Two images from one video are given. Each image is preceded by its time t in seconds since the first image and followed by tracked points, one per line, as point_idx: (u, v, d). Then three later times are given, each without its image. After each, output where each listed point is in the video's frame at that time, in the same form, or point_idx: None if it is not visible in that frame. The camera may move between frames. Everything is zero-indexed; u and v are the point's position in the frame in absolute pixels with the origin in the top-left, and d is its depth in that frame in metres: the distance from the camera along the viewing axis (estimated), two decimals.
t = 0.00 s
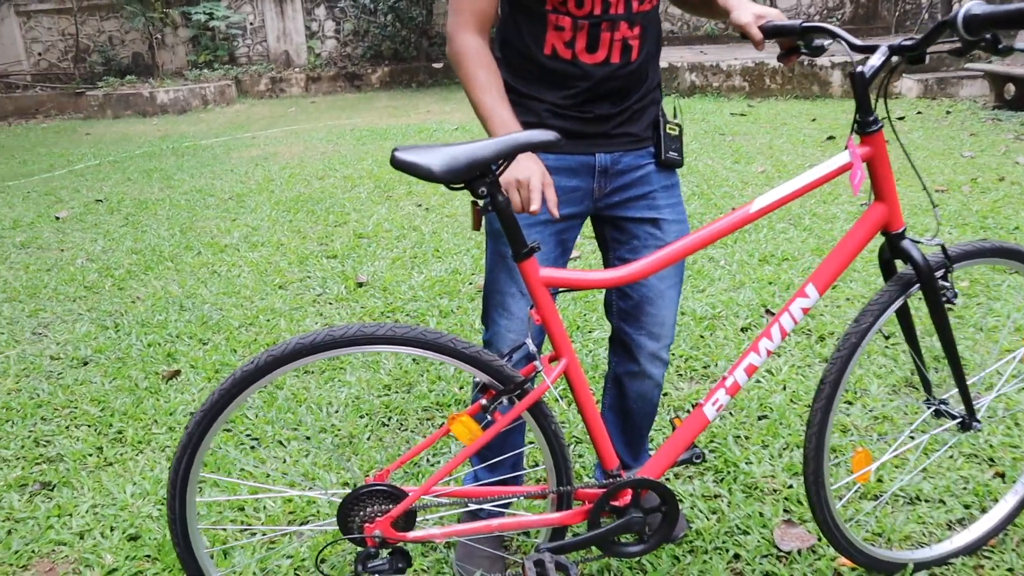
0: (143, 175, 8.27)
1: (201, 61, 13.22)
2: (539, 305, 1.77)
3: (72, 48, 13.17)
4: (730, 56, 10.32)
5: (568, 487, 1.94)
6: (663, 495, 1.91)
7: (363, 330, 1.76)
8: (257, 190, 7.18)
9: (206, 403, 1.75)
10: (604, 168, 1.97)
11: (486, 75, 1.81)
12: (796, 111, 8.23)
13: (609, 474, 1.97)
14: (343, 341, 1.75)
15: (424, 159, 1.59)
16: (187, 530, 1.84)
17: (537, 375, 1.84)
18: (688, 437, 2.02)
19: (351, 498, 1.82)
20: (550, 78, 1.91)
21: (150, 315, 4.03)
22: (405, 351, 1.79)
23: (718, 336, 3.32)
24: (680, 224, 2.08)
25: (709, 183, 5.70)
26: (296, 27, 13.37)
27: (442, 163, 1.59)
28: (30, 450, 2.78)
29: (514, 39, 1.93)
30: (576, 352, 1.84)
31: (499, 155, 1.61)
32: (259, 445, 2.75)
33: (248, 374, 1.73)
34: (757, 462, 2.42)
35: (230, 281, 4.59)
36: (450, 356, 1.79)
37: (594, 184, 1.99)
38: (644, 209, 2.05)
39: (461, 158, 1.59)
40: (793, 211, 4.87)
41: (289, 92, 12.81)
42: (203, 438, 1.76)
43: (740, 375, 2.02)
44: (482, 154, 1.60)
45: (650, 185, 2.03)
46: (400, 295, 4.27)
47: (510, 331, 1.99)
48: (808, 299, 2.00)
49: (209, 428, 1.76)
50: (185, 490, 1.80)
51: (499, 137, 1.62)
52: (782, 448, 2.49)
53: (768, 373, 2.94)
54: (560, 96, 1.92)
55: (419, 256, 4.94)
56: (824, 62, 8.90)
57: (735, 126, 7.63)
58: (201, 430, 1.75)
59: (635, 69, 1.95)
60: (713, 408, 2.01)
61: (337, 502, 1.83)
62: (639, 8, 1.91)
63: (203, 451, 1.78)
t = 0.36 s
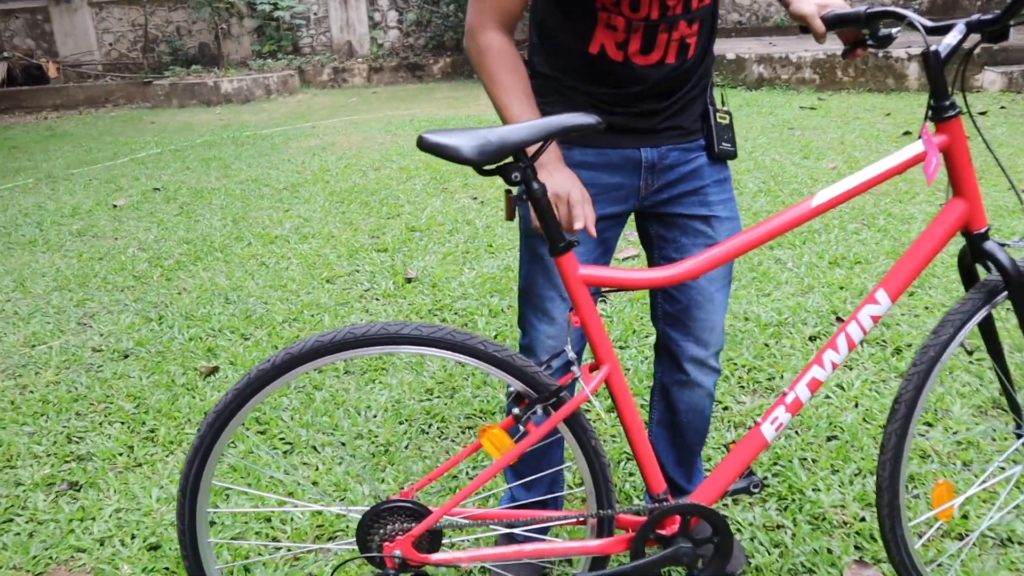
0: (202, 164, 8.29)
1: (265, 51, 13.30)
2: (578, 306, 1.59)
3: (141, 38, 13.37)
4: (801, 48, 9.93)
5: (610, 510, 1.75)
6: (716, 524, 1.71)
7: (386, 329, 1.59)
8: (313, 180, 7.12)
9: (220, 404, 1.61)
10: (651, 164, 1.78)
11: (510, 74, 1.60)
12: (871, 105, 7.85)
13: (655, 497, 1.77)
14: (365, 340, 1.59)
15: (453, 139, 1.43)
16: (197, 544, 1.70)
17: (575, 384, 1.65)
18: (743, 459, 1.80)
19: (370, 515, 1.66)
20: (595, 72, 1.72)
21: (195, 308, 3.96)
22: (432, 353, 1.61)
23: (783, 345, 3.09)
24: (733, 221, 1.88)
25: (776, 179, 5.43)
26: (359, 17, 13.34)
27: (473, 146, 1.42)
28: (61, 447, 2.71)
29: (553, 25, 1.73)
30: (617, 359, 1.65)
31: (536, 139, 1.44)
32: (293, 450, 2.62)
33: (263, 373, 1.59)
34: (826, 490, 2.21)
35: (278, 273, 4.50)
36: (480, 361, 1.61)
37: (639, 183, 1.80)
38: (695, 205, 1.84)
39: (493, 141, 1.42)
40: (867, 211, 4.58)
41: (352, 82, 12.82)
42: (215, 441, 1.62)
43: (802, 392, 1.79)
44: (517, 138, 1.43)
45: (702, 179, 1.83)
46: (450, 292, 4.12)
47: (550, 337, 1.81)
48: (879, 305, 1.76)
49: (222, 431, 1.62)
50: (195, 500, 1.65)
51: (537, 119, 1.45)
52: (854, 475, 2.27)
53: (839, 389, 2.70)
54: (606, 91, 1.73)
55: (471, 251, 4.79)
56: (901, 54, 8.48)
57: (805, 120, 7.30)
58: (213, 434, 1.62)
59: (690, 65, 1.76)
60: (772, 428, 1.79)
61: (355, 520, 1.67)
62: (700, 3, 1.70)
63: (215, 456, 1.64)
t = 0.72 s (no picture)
0: (276, 148, 8.32)
1: (348, 38, 13.36)
2: (620, 322, 1.38)
3: (230, 22, 13.58)
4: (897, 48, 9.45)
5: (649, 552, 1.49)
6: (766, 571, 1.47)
7: (413, 333, 1.39)
8: (383, 168, 7.05)
9: (230, 410, 1.42)
10: (680, 171, 1.58)
11: (531, 64, 1.43)
12: (970, 110, 7.40)
13: (700, 540, 1.52)
14: (391, 344, 1.39)
15: (489, 129, 1.27)
16: (202, 563, 1.50)
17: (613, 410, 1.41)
18: (803, 504, 1.54)
19: (386, 538, 1.48)
20: (617, 74, 1.53)
21: (250, 295, 3.90)
22: (461, 364, 1.39)
23: (862, 368, 2.84)
24: (774, 237, 1.67)
25: (863, 186, 5.11)
26: (442, 5, 13.29)
27: (509, 139, 1.26)
28: (98, 435, 2.65)
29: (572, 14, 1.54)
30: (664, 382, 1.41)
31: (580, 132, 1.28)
32: (329, 453, 2.51)
33: (278, 377, 1.40)
34: (902, 539, 1.98)
35: (337, 263, 4.42)
36: (511, 376, 1.39)
37: (667, 189, 1.60)
38: (731, 217, 1.64)
39: (532, 133, 1.26)
40: (961, 224, 4.25)
41: (432, 71, 12.75)
42: (223, 452, 1.43)
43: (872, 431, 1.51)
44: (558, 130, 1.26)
45: (739, 188, 1.62)
46: (509, 290, 3.97)
47: (573, 356, 1.59)
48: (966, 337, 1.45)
49: (230, 440, 1.43)
50: (200, 517, 1.46)
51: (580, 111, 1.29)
52: (936, 524, 2.03)
53: (923, 422, 2.46)
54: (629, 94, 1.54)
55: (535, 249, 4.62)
56: (1006, 57, 7.96)
57: (897, 124, 6.91)
58: (221, 444, 1.42)
59: (726, 69, 1.56)
60: (835, 470, 1.52)
61: (368, 543, 1.49)
62: (744, 6, 1.49)
63: (222, 468, 1.45)
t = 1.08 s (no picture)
0: (351, 128, 8.31)
1: (429, 19, 13.30)
2: (681, 327, 1.20)
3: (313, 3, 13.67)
4: (1002, 35, 8.88)
5: None
6: None
7: (448, 332, 1.23)
8: (455, 150, 6.94)
9: (248, 407, 1.31)
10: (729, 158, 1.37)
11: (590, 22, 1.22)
12: None
13: None
14: (423, 344, 1.23)
15: (539, 107, 1.13)
16: (218, 566, 1.39)
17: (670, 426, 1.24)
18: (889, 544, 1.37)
19: (413, 555, 1.37)
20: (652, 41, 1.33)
21: (310, 277, 3.83)
22: (501, 369, 1.22)
23: (953, 378, 2.60)
24: (841, 238, 1.44)
25: (960, 179, 4.77)
26: None
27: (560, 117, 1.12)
28: (146, 416, 2.60)
29: None
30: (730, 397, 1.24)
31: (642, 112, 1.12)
32: (375, 446, 2.40)
33: (300, 374, 1.27)
34: None
35: (400, 246, 4.32)
36: (558, 385, 1.22)
37: (713, 179, 1.37)
38: (789, 216, 1.42)
39: (587, 111, 1.11)
40: None
41: (512, 54, 12.60)
42: (240, 452, 1.32)
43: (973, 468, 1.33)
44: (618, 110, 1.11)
45: (798, 183, 1.40)
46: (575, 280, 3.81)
47: (614, 363, 1.43)
48: None
49: (249, 441, 1.31)
50: (216, 520, 1.36)
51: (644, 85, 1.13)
52: None
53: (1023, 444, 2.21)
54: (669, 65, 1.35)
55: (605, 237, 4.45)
56: None
57: (1000, 115, 6.47)
58: (239, 444, 1.31)
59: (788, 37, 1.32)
60: (927, 509, 1.35)
61: (395, 558, 1.39)
62: None
63: (240, 470, 1.34)
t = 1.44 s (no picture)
0: (371, 110, 8.16)
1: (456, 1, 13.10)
2: (693, 347, 1.04)
3: None
4: None
5: None
6: None
7: (422, 347, 1.06)
8: (476, 134, 6.77)
9: (198, 422, 1.15)
10: (716, 153, 1.16)
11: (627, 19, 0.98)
12: None
13: None
14: (393, 359, 1.06)
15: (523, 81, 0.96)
16: None
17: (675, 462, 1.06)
18: None
19: None
20: None
21: (315, 265, 3.69)
22: (480, 392, 1.05)
23: (994, 391, 2.40)
24: (853, 252, 1.22)
25: (1003, 174, 4.53)
26: None
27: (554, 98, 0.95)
28: (131, 410, 2.47)
29: None
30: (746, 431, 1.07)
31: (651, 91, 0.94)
32: (367, 450, 2.26)
33: (254, 388, 1.10)
34: None
35: (411, 234, 4.17)
36: (546, 413, 1.04)
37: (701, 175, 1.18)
38: (790, 224, 1.20)
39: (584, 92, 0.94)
40: None
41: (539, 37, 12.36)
42: (187, 474, 1.16)
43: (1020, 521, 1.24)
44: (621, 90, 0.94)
45: (801, 186, 1.18)
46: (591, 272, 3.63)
47: (594, 388, 1.26)
48: None
49: (197, 461, 1.16)
50: (162, 546, 1.21)
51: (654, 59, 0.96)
52: None
53: None
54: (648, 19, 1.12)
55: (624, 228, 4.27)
56: None
57: None
58: (186, 464, 1.15)
59: None
60: (978, 567, 1.27)
61: None
62: None
63: (188, 493, 1.18)
